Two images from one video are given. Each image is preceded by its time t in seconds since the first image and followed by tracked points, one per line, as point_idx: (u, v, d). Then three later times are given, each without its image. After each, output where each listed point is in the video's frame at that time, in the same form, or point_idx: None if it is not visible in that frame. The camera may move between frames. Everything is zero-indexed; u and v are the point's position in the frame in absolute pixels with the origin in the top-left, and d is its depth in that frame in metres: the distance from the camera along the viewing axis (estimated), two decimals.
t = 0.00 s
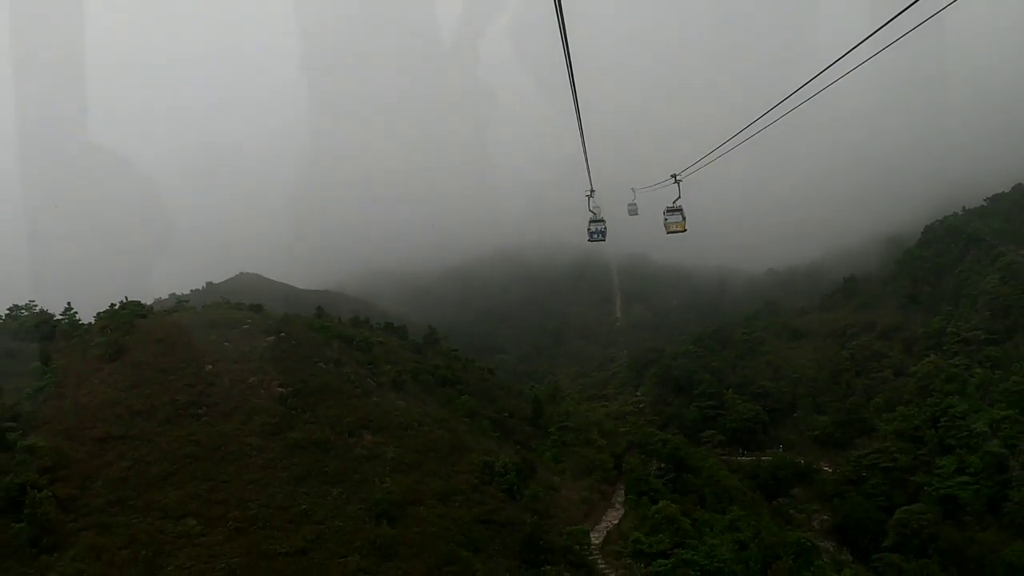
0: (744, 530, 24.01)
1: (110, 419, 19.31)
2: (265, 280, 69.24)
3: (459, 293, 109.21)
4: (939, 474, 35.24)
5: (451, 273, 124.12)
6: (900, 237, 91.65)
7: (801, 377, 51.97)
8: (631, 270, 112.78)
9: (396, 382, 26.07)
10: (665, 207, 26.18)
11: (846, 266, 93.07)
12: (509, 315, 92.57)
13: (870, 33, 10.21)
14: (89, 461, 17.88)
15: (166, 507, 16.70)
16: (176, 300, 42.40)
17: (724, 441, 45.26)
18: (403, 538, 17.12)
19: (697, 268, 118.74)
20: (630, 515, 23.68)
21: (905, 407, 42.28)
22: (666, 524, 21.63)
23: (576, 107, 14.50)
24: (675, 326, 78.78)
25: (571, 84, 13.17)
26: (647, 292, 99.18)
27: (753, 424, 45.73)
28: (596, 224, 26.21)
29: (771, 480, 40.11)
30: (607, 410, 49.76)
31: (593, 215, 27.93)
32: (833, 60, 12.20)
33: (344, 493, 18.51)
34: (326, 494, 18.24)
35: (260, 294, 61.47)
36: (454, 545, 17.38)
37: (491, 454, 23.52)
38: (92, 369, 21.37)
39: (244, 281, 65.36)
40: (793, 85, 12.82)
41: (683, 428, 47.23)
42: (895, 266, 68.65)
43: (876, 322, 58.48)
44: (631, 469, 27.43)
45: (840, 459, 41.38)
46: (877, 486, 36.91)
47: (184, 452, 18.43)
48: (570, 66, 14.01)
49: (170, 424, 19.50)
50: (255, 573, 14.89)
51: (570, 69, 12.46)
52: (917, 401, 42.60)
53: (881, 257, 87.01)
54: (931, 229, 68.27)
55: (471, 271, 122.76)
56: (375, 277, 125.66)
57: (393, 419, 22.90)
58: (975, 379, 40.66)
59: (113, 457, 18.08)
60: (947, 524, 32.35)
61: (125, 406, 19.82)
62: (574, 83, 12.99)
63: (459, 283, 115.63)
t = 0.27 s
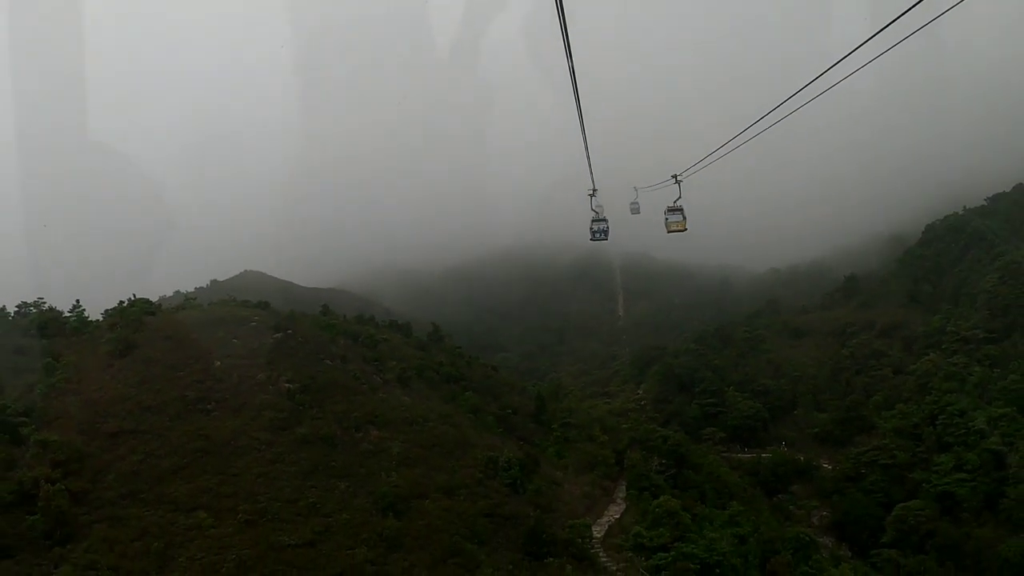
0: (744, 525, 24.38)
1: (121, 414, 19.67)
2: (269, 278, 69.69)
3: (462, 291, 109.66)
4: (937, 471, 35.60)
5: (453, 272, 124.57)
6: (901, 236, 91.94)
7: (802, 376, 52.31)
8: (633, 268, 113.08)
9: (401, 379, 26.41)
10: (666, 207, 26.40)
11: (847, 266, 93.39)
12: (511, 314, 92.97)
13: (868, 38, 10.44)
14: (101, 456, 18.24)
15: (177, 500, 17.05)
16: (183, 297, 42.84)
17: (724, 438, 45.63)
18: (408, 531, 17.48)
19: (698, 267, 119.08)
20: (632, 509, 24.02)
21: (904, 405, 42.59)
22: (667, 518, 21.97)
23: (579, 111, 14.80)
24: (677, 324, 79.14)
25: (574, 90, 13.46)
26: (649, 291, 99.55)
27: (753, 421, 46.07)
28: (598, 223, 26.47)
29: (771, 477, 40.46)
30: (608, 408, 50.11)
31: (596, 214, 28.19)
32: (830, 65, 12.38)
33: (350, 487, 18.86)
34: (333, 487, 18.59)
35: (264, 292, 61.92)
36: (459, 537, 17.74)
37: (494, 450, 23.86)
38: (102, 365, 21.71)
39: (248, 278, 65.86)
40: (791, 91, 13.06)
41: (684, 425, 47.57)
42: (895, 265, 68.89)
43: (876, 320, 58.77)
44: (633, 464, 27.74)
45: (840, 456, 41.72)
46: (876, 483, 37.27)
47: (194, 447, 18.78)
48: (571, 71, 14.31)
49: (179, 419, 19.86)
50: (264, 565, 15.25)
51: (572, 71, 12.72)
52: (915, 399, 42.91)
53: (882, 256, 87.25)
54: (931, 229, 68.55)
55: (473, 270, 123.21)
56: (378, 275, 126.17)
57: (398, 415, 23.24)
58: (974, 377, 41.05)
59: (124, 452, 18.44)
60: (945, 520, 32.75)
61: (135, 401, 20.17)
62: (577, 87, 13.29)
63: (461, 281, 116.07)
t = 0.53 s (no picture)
0: (743, 521, 24.75)
1: (131, 410, 20.05)
2: (274, 276, 70.23)
3: (464, 289, 110.11)
4: (935, 469, 35.97)
5: (456, 270, 125.12)
6: (902, 235, 92.25)
7: (802, 374, 52.67)
8: (634, 267, 113.38)
9: (406, 376, 26.77)
10: (667, 206, 26.65)
11: (848, 265, 93.71)
12: (513, 312, 93.39)
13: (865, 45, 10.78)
14: (112, 450, 18.62)
15: (187, 493, 17.42)
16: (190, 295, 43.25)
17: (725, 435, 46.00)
18: (414, 524, 17.85)
19: (700, 266, 119.44)
20: (633, 504, 24.38)
21: (903, 403, 42.92)
22: (667, 512, 22.33)
23: (582, 117, 15.17)
24: (678, 323, 79.52)
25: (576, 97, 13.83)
26: (650, 290, 99.93)
27: (753, 419, 46.41)
28: (600, 222, 26.76)
29: (771, 474, 40.82)
30: (610, 405, 50.50)
31: (598, 214, 28.47)
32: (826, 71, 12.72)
33: (357, 480, 19.21)
34: (340, 481, 18.97)
35: (269, 290, 62.44)
36: (463, 531, 18.11)
37: (498, 445, 24.21)
38: (112, 362, 22.11)
39: (253, 276, 66.37)
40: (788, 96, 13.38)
41: (684, 423, 47.95)
42: (896, 264, 69.21)
43: (876, 318, 59.12)
44: (634, 460, 28.06)
45: (839, 453, 42.08)
46: (874, 480, 37.63)
47: (204, 442, 19.15)
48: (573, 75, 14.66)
49: (189, 415, 20.25)
50: (274, 557, 15.62)
51: (574, 80, 13.08)
52: (914, 397, 43.24)
53: (883, 256, 87.51)
54: (932, 228, 68.88)
55: (475, 268, 123.73)
56: (381, 274, 126.64)
57: (403, 411, 23.59)
58: (971, 375, 41.42)
59: (135, 446, 18.80)
60: (942, 517, 33.15)
61: (145, 397, 20.56)
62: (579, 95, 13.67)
63: (463, 280, 116.52)
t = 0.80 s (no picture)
0: (741, 516, 25.13)
1: (141, 405, 20.45)
2: (277, 274, 70.71)
3: (465, 288, 110.53)
4: (932, 466, 36.36)
5: (457, 269, 125.55)
6: (902, 235, 92.54)
7: (801, 372, 53.03)
8: (635, 266, 113.68)
9: (410, 373, 27.15)
10: (667, 206, 26.96)
11: (848, 264, 94.04)
12: (514, 310, 93.82)
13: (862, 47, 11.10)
14: (122, 445, 19.01)
15: (197, 486, 17.79)
16: (196, 293, 43.64)
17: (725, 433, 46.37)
18: (419, 517, 18.24)
19: (701, 265, 119.79)
20: (633, 499, 24.76)
21: (901, 401, 43.25)
22: (666, 507, 22.71)
23: (584, 121, 15.52)
24: (679, 321, 79.88)
25: (578, 102, 14.17)
26: (651, 289, 100.27)
27: (753, 416, 46.79)
28: (602, 222, 27.08)
29: (770, 471, 41.20)
30: (610, 402, 50.89)
31: (599, 213, 28.78)
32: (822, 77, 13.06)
33: (363, 475, 19.59)
34: (346, 476, 19.34)
35: (273, 288, 62.88)
36: (466, 525, 18.49)
37: (500, 441, 24.59)
38: (121, 359, 22.51)
39: (256, 275, 66.86)
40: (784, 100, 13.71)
41: (685, 420, 48.32)
42: (895, 264, 69.53)
43: (875, 317, 59.44)
44: (635, 456, 28.42)
45: (837, 451, 42.45)
46: (871, 477, 38.02)
47: (212, 437, 19.54)
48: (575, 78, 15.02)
49: (198, 410, 20.64)
50: (281, 549, 15.99)
51: (576, 86, 13.41)
52: (912, 395, 43.61)
53: (883, 255, 87.75)
54: (931, 228, 69.21)
55: (477, 267, 124.15)
56: (383, 272, 127.10)
57: (408, 408, 23.97)
58: (969, 374, 41.78)
59: (145, 441, 19.19)
60: (939, 513, 33.53)
61: (154, 393, 20.95)
62: (581, 101, 14.01)
63: (465, 278, 116.95)
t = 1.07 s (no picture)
0: (739, 513, 25.48)
1: (150, 402, 20.81)
2: (280, 273, 71.16)
3: (467, 287, 110.97)
4: (929, 465, 36.75)
5: (459, 268, 126.00)
6: (902, 235, 92.83)
7: (800, 372, 53.41)
8: (635, 266, 114.00)
9: (413, 371, 27.53)
10: (667, 206, 27.23)
11: (848, 264, 94.35)
12: (515, 309, 94.20)
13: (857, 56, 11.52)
14: (132, 440, 19.38)
15: (205, 481, 18.17)
16: (200, 292, 43.98)
17: (724, 431, 46.76)
18: (423, 511, 18.61)
19: (701, 264, 120.13)
20: (633, 495, 25.13)
21: (898, 400, 43.63)
22: (666, 503, 23.09)
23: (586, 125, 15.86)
24: (679, 321, 80.25)
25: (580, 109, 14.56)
26: (651, 288, 100.64)
27: (752, 415, 47.16)
28: (602, 222, 27.36)
29: (768, 469, 41.59)
30: (611, 401, 51.27)
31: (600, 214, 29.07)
32: (818, 83, 13.38)
33: (368, 470, 19.96)
34: (352, 471, 19.70)
35: (276, 287, 63.31)
36: (469, 519, 18.87)
37: (502, 438, 24.96)
38: (129, 356, 22.90)
39: (259, 274, 67.30)
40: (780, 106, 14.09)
41: (684, 419, 48.71)
42: (895, 264, 69.85)
43: (874, 317, 59.78)
44: (634, 453, 28.78)
45: (835, 449, 42.82)
46: (869, 475, 38.40)
47: (220, 432, 19.91)
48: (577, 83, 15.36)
49: (205, 407, 21.03)
50: (289, 542, 16.36)
51: (579, 94, 13.73)
52: (910, 394, 43.97)
53: (883, 256, 88.03)
54: (930, 228, 69.52)
55: (478, 267, 124.60)
56: (384, 272, 127.49)
57: (412, 405, 24.34)
58: (966, 374, 42.15)
59: (154, 437, 19.57)
60: (935, 511, 33.90)
61: (163, 390, 21.34)
62: (582, 108, 14.37)
63: (466, 278, 117.40)
